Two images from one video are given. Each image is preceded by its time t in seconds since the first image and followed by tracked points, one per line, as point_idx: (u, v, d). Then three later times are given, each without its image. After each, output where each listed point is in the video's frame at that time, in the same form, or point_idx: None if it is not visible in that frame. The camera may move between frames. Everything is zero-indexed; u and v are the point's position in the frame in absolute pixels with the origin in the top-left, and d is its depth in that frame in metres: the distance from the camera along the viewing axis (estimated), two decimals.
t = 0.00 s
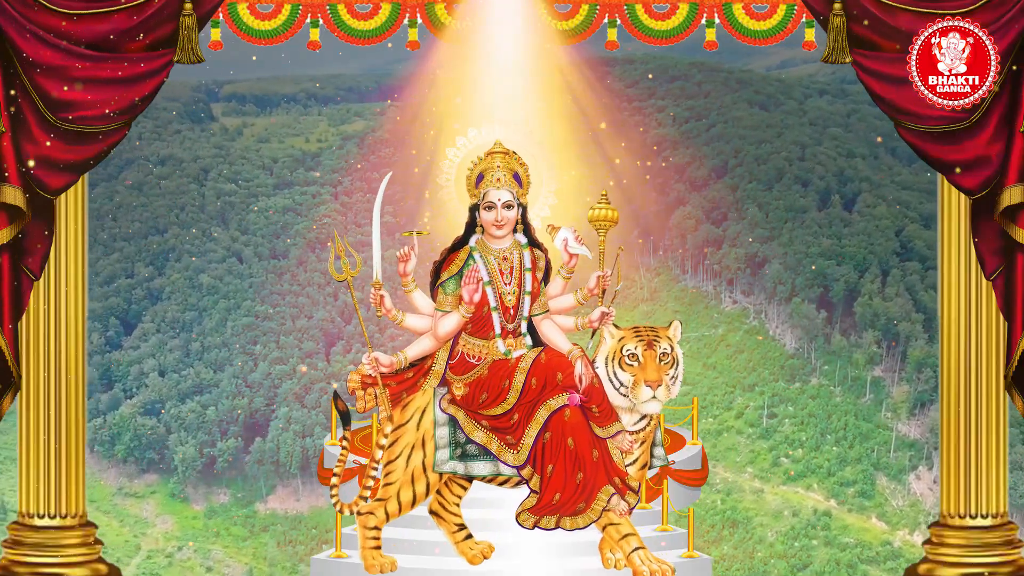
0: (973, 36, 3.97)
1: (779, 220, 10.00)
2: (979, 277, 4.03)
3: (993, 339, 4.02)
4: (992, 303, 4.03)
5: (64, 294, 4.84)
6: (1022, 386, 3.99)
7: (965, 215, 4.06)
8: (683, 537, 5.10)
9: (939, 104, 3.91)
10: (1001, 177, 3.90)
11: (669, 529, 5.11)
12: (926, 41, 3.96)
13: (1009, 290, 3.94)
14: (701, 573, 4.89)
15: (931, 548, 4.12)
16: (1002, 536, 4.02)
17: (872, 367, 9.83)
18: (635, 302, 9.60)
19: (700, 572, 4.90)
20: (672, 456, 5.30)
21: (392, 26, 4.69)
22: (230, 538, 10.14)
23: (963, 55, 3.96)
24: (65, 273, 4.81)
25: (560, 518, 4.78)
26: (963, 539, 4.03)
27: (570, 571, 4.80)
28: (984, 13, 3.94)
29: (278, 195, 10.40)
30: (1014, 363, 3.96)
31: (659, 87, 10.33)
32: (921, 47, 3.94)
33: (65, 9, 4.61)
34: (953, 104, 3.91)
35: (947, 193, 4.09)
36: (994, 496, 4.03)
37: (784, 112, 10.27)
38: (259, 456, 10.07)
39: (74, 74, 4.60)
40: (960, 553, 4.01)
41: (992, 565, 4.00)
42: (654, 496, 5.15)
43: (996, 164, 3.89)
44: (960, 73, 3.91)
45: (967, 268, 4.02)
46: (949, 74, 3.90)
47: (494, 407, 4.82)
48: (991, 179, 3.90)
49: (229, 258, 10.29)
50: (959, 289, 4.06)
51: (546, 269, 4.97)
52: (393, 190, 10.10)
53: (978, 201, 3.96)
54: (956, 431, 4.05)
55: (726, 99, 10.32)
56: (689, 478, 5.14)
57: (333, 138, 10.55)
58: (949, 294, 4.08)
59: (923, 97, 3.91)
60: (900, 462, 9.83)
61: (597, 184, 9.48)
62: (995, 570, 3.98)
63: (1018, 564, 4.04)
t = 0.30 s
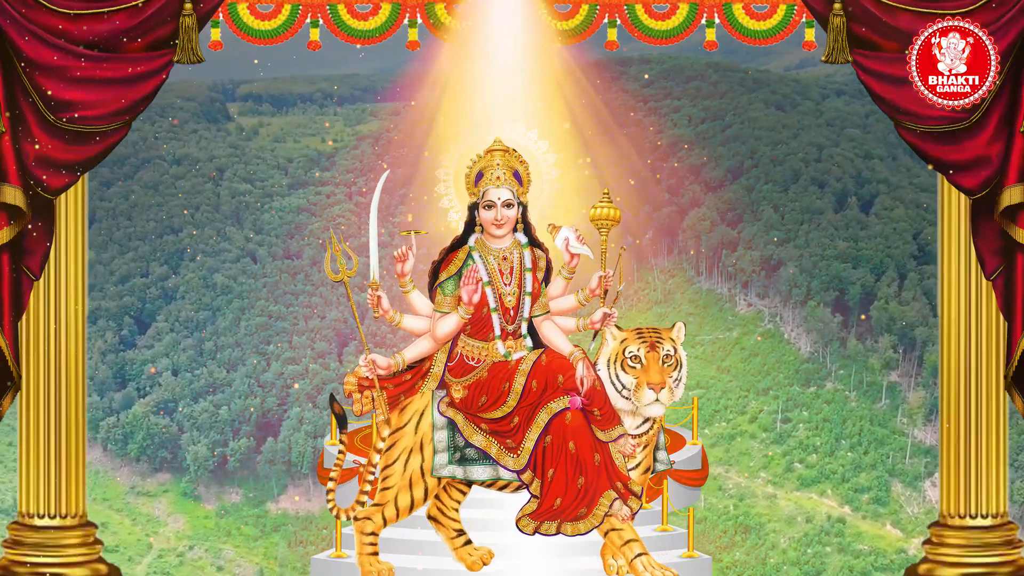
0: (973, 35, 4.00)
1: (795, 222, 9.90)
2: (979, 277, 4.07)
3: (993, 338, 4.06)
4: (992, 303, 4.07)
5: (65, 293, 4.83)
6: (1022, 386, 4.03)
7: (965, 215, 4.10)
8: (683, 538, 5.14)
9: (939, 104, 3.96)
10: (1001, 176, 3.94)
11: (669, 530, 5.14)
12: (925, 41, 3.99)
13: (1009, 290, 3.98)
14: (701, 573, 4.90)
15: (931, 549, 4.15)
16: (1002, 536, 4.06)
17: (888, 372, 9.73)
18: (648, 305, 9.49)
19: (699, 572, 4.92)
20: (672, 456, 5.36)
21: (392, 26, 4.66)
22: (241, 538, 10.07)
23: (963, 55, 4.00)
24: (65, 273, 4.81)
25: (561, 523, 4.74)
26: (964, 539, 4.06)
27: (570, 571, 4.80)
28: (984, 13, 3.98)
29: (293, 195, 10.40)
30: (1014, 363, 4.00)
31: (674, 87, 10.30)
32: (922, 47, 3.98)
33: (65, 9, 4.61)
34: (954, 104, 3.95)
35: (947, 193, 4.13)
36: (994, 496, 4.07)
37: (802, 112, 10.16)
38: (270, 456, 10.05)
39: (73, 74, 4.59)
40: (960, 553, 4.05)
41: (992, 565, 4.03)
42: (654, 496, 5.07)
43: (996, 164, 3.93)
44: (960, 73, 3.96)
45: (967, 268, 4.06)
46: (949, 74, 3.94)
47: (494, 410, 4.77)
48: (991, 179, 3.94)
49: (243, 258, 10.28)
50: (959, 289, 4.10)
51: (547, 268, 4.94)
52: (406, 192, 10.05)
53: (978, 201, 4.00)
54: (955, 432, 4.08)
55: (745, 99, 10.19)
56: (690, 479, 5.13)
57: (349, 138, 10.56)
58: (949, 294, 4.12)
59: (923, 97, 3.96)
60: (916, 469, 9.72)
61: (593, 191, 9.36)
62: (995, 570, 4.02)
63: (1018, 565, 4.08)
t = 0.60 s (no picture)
0: (973, 36, 4.29)
1: (812, 224, 9.81)
2: (979, 278, 4.36)
3: (992, 338, 4.34)
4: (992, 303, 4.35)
5: (64, 294, 4.83)
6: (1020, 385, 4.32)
7: (965, 215, 4.38)
8: (683, 538, 5.10)
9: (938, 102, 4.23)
10: (1001, 176, 4.22)
11: (669, 530, 5.12)
12: (926, 42, 4.27)
13: (1009, 289, 4.27)
14: (701, 574, 4.93)
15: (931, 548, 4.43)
16: (1002, 536, 4.34)
17: (905, 378, 9.71)
18: (663, 307, 9.38)
19: (699, 574, 4.94)
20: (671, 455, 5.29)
21: (392, 25, 4.66)
22: (252, 538, 10.09)
23: (963, 55, 4.28)
24: (65, 273, 4.81)
25: (563, 529, 4.69)
26: (964, 539, 4.34)
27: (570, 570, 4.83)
28: (984, 13, 4.26)
29: (307, 196, 10.32)
30: (1013, 363, 4.30)
31: (692, 87, 10.16)
32: (922, 48, 4.25)
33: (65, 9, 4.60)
34: (954, 103, 4.23)
35: (948, 193, 4.41)
36: (994, 496, 4.35)
37: (819, 112, 10.06)
38: (282, 457, 10.05)
39: (74, 74, 4.59)
40: (960, 552, 4.32)
41: (992, 565, 4.31)
42: (654, 496, 4.97)
43: (997, 164, 4.21)
44: (960, 73, 4.23)
45: (968, 269, 4.34)
46: (949, 74, 4.22)
47: (493, 413, 4.72)
48: (991, 179, 4.21)
49: (257, 258, 10.22)
50: (959, 289, 4.39)
51: (549, 268, 4.88)
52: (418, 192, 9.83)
53: (978, 201, 4.28)
54: (957, 431, 4.37)
55: (761, 99, 10.06)
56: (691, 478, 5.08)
57: (364, 138, 10.40)
58: (949, 294, 4.40)
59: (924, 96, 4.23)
60: (932, 476, 9.64)
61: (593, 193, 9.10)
62: (995, 570, 4.29)
63: (1017, 563, 4.35)
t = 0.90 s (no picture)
0: (973, 36, 4.37)
1: (826, 228, 9.75)
2: (979, 277, 4.42)
3: (993, 338, 4.41)
4: (992, 303, 4.42)
5: (65, 295, 4.82)
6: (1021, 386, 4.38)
7: (965, 215, 4.45)
8: (683, 538, 5.11)
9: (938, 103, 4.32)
10: (1001, 176, 4.29)
11: (669, 530, 5.12)
12: (926, 43, 4.35)
13: (1008, 291, 4.34)
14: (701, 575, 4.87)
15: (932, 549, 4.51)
16: (1001, 536, 4.41)
17: (921, 383, 9.66)
18: (678, 309, 9.44)
19: (699, 574, 4.88)
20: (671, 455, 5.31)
21: (391, 25, 4.65)
22: (263, 538, 10.08)
23: (964, 55, 4.37)
24: (65, 273, 4.80)
25: (564, 535, 4.64)
26: (964, 539, 4.42)
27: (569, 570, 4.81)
28: (984, 13, 4.33)
29: (321, 195, 10.27)
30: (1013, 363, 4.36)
31: (707, 87, 9.99)
32: (922, 47, 4.33)
33: (65, 9, 4.59)
34: (954, 103, 4.31)
35: (948, 193, 4.48)
36: (994, 497, 4.42)
37: (837, 112, 9.93)
38: (294, 457, 10.04)
39: (74, 75, 4.57)
40: (960, 552, 4.40)
41: (992, 565, 4.38)
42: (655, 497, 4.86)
43: (996, 163, 4.27)
44: (960, 73, 4.31)
45: (968, 268, 4.41)
46: (949, 74, 4.29)
47: (493, 417, 4.67)
48: (991, 179, 4.29)
49: (271, 258, 10.19)
50: (959, 289, 4.45)
51: (550, 268, 4.83)
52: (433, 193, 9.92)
53: (978, 201, 4.35)
54: (957, 430, 4.44)
55: (778, 99, 9.95)
56: (691, 478, 5.07)
57: (378, 138, 10.33)
58: (950, 294, 4.47)
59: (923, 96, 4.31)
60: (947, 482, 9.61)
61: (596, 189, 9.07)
62: (995, 570, 4.37)
63: (1018, 564, 4.42)
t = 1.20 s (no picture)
0: (972, 36, 4.45)
1: (844, 230, 9.64)
2: (979, 278, 4.49)
3: (992, 337, 4.48)
4: (991, 303, 4.49)
5: (64, 294, 4.80)
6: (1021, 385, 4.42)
7: (964, 215, 4.52)
8: (683, 538, 5.10)
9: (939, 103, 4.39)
10: (1001, 176, 4.36)
11: (669, 530, 5.10)
12: (925, 44, 4.43)
13: (1007, 290, 4.39)
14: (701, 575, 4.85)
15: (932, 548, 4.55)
16: (1001, 536, 4.46)
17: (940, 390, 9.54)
18: (693, 312, 9.32)
19: (699, 574, 4.86)
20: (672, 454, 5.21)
21: (391, 25, 4.75)
22: (275, 539, 10.12)
23: (964, 54, 4.44)
24: (64, 274, 4.78)
25: (565, 540, 4.58)
26: (964, 539, 4.46)
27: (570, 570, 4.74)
28: (983, 14, 4.42)
29: (338, 195, 10.19)
30: (1013, 362, 4.40)
31: (724, 87, 9.93)
32: (921, 48, 4.41)
33: (65, 9, 4.57)
34: (954, 103, 4.38)
35: (948, 193, 4.56)
36: (994, 496, 4.47)
37: (857, 113, 9.78)
38: (307, 457, 10.10)
39: (75, 75, 4.56)
40: (960, 552, 4.44)
41: (992, 565, 4.42)
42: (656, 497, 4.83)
43: (996, 164, 4.35)
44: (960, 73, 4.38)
45: (967, 268, 4.49)
46: (949, 75, 4.37)
47: (492, 420, 4.62)
48: (991, 179, 4.36)
49: (286, 258, 10.13)
50: (959, 289, 4.53)
51: (551, 266, 4.82)
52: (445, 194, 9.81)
53: (978, 201, 4.42)
54: (957, 430, 4.50)
55: (796, 100, 9.82)
56: (691, 478, 4.98)
57: (393, 138, 10.12)
58: (949, 294, 4.54)
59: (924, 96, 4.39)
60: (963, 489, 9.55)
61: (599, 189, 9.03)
62: (995, 569, 4.40)
63: (1017, 563, 4.46)
